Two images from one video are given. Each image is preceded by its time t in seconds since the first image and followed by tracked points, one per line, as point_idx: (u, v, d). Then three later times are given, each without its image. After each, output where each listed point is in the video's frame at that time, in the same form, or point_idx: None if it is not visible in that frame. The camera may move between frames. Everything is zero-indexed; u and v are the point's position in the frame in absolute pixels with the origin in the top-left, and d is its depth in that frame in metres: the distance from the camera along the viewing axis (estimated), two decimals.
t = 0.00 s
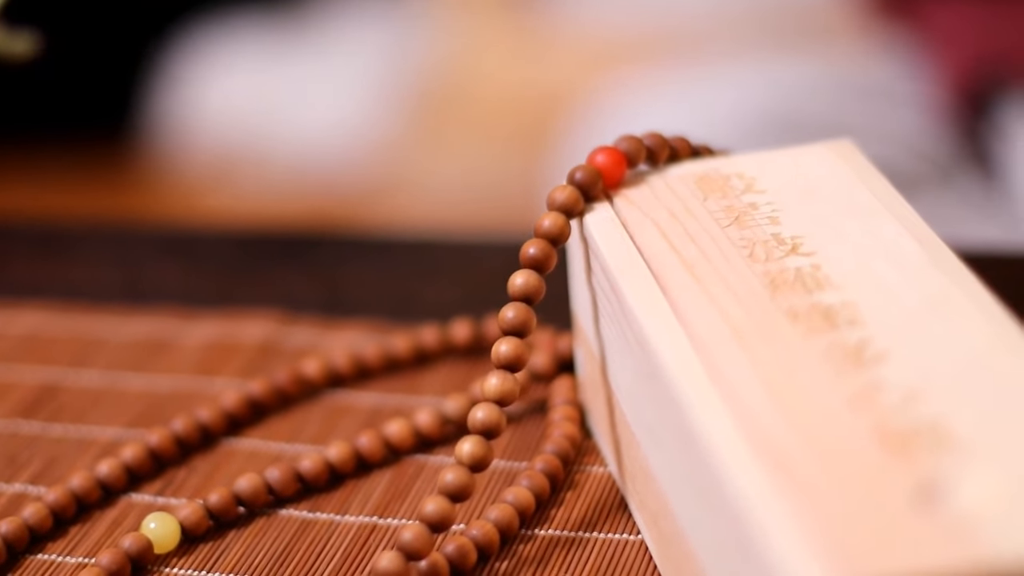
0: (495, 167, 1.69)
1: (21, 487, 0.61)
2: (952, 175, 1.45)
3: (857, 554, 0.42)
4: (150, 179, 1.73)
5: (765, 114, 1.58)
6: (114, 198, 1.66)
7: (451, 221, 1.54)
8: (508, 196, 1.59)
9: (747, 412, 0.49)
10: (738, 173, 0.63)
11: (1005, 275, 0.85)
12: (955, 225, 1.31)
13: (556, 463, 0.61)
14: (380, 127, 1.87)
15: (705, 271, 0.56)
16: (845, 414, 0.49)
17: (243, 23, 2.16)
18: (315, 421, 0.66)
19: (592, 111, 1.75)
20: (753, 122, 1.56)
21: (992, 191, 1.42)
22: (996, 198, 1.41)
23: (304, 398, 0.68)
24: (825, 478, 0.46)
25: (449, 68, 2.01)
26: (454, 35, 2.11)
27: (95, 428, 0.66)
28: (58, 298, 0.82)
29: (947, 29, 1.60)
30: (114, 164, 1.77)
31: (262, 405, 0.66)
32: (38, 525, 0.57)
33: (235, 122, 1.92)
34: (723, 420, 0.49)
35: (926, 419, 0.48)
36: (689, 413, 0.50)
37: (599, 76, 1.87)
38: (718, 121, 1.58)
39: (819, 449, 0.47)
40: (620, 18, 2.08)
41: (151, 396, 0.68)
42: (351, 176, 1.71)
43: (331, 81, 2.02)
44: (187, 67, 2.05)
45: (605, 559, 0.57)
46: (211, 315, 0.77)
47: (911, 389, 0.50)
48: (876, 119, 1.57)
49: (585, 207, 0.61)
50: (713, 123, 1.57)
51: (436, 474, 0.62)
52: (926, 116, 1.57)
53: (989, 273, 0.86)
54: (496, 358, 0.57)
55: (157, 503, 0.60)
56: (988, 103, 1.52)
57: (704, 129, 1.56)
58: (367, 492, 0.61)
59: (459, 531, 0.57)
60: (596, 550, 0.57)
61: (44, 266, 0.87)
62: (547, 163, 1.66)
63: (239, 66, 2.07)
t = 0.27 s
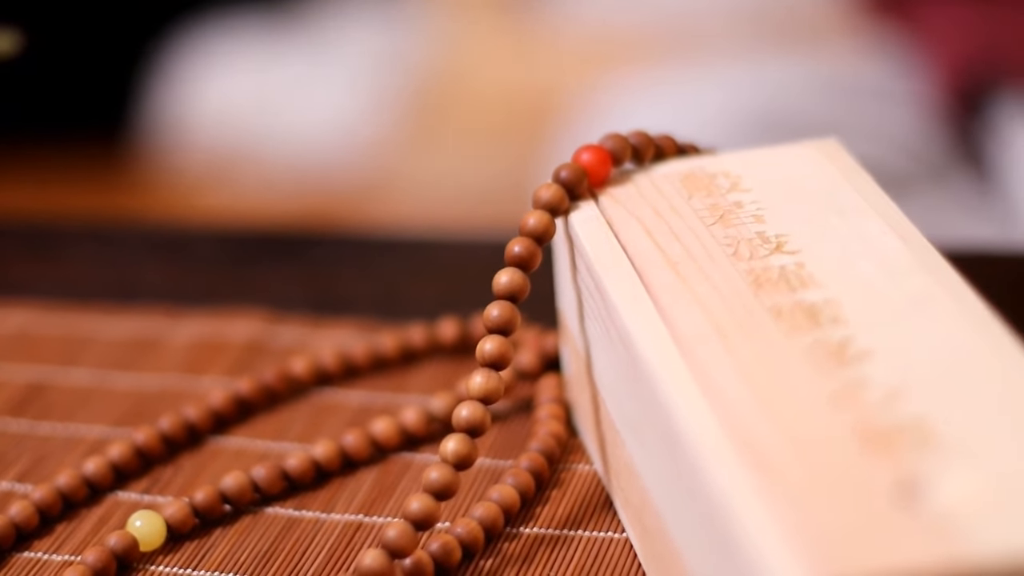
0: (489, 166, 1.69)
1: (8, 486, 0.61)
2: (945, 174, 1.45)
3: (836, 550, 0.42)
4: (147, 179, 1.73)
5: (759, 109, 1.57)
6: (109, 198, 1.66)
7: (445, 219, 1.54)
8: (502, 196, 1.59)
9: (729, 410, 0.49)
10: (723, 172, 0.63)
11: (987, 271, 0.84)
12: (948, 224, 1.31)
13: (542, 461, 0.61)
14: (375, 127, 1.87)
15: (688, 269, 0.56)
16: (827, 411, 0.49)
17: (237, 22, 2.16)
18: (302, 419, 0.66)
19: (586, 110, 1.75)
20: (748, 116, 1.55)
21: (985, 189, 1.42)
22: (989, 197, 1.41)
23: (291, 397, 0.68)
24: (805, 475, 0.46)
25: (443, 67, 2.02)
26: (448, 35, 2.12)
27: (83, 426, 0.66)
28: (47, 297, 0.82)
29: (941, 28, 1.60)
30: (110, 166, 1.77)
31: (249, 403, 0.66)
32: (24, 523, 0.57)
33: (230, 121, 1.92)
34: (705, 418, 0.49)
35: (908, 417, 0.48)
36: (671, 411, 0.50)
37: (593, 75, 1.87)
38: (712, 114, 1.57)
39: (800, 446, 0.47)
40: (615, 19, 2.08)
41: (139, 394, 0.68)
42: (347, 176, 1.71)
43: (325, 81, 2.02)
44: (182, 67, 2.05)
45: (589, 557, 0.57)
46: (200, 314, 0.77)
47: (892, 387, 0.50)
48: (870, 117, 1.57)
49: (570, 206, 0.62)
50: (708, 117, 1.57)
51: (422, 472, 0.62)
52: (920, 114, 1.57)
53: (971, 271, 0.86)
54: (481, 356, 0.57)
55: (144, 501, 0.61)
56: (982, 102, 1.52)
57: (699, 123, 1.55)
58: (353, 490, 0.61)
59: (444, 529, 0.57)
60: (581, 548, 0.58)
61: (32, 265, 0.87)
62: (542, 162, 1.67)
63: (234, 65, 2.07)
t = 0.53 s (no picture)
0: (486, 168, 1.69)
1: None
2: (938, 175, 1.46)
3: (820, 547, 0.42)
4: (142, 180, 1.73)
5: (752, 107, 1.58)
6: (106, 198, 1.66)
7: (441, 219, 1.54)
8: (498, 196, 1.60)
9: (715, 408, 0.49)
10: (713, 171, 0.63)
11: (978, 270, 0.83)
12: (941, 225, 1.32)
13: (530, 460, 0.61)
14: (370, 127, 1.87)
15: (676, 267, 0.56)
16: (814, 411, 0.49)
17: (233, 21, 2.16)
18: (291, 418, 0.66)
19: (581, 109, 1.75)
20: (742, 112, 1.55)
21: (978, 190, 1.43)
22: (981, 197, 1.42)
23: (281, 396, 0.68)
24: (791, 473, 0.46)
25: (442, 67, 2.02)
26: (446, 35, 2.12)
27: (74, 425, 0.66)
28: (39, 296, 0.82)
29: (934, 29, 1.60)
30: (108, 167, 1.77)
31: (239, 402, 0.66)
32: (14, 522, 0.57)
33: (227, 120, 1.92)
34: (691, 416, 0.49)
35: (894, 415, 0.48)
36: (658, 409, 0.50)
37: (588, 76, 1.88)
38: (705, 112, 1.58)
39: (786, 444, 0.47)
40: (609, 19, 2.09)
41: (129, 393, 0.68)
42: (344, 176, 1.71)
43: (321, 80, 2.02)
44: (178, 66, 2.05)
45: (578, 556, 0.57)
46: (191, 313, 0.77)
47: (879, 386, 0.50)
48: (864, 116, 1.57)
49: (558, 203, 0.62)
50: (702, 115, 1.57)
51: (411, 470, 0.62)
52: (912, 117, 1.58)
53: (960, 270, 0.85)
54: (469, 355, 0.57)
55: (134, 500, 0.61)
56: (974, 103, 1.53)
57: (692, 121, 1.56)
58: (342, 489, 0.61)
59: (433, 528, 0.57)
60: (569, 546, 0.58)
61: (25, 264, 0.87)
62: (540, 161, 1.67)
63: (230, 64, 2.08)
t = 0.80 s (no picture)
0: (482, 174, 1.71)
1: None
2: (931, 173, 1.47)
3: (798, 542, 0.42)
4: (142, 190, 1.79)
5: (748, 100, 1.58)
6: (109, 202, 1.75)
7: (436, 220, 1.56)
8: (492, 196, 1.61)
9: (697, 405, 0.49)
10: (699, 170, 0.64)
11: (966, 269, 0.82)
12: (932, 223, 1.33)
13: (516, 458, 0.62)
14: (368, 131, 1.90)
15: (660, 265, 0.56)
16: (795, 408, 0.49)
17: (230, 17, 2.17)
18: (279, 417, 0.66)
19: (576, 106, 1.76)
20: (737, 105, 1.55)
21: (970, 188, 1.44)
22: (973, 195, 1.43)
23: (269, 395, 0.69)
24: (772, 469, 0.46)
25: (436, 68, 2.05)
26: (442, 34, 2.15)
27: (61, 423, 0.66)
28: (29, 294, 0.83)
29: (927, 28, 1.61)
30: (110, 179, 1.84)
31: (227, 400, 0.66)
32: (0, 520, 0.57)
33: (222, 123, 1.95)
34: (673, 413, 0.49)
35: (876, 413, 0.48)
36: (640, 405, 0.50)
37: (583, 75, 1.89)
38: (702, 102, 1.58)
39: (767, 441, 0.47)
40: (605, 14, 2.09)
41: (117, 391, 0.68)
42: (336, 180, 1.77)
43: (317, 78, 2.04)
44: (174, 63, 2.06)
45: (563, 554, 0.57)
46: (180, 311, 0.77)
47: (861, 384, 0.50)
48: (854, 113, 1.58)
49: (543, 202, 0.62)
50: (699, 105, 1.57)
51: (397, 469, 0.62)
52: (906, 113, 1.58)
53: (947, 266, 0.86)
54: (455, 354, 0.57)
55: (120, 499, 0.61)
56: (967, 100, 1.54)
57: (689, 112, 1.56)
58: (329, 487, 0.61)
59: (418, 526, 0.57)
60: (554, 544, 0.58)
61: (15, 262, 0.87)
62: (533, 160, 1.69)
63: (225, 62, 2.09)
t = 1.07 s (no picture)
0: (476, 172, 1.72)
1: None
2: (920, 171, 1.48)
3: (777, 540, 0.42)
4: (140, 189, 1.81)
5: (739, 97, 1.59)
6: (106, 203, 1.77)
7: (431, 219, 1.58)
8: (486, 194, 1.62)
9: (678, 403, 0.49)
10: (683, 169, 0.64)
11: (947, 268, 0.82)
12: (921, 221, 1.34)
13: (501, 457, 0.62)
14: (363, 130, 1.92)
15: (644, 263, 0.57)
16: (776, 405, 0.49)
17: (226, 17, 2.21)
18: (266, 416, 0.67)
19: (568, 103, 1.77)
20: (727, 103, 1.56)
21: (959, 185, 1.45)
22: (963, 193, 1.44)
23: (256, 394, 0.69)
24: (753, 469, 0.46)
25: (432, 65, 2.07)
26: (437, 32, 2.16)
27: (48, 422, 0.66)
28: (18, 293, 0.83)
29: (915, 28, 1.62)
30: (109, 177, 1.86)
31: (213, 399, 0.67)
32: None
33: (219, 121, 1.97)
34: (654, 411, 0.49)
35: (857, 410, 0.48)
36: (622, 403, 0.50)
37: (573, 74, 1.90)
38: (695, 99, 1.58)
39: (747, 439, 0.47)
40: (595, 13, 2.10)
41: (104, 390, 0.68)
42: (330, 176, 1.79)
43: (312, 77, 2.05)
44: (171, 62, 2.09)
45: (547, 551, 0.57)
46: (167, 310, 0.77)
47: (842, 381, 0.50)
48: (844, 111, 1.60)
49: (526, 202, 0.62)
50: (690, 100, 1.58)
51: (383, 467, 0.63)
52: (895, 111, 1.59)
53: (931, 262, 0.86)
54: (440, 352, 0.57)
55: (106, 497, 0.61)
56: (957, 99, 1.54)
57: (681, 106, 1.57)
58: (314, 486, 0.61)
59: (402, 524, 0.57)
60: (538, 542, 0.58)
61: (4, 261, 0.88)
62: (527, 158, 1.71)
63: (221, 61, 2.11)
